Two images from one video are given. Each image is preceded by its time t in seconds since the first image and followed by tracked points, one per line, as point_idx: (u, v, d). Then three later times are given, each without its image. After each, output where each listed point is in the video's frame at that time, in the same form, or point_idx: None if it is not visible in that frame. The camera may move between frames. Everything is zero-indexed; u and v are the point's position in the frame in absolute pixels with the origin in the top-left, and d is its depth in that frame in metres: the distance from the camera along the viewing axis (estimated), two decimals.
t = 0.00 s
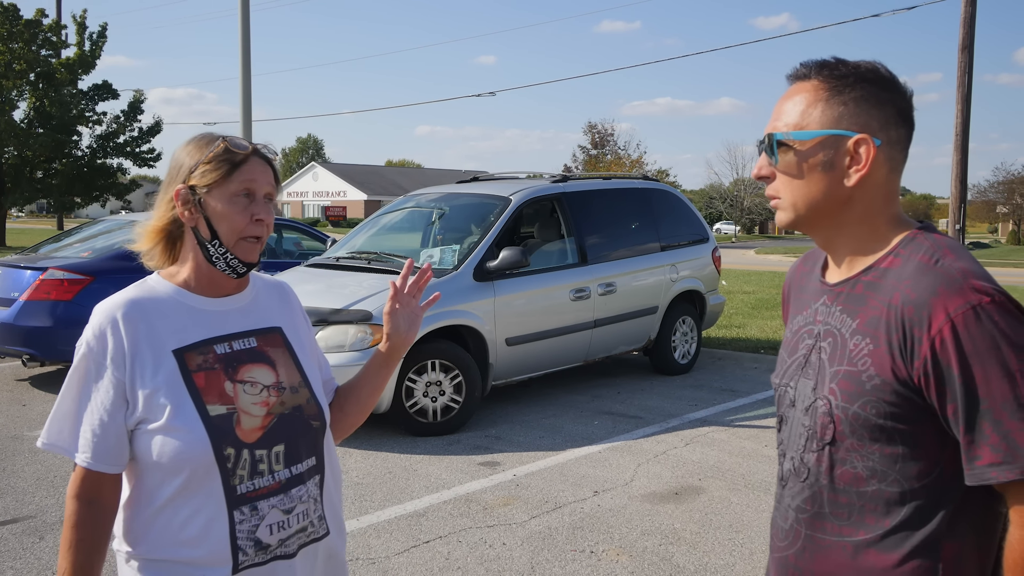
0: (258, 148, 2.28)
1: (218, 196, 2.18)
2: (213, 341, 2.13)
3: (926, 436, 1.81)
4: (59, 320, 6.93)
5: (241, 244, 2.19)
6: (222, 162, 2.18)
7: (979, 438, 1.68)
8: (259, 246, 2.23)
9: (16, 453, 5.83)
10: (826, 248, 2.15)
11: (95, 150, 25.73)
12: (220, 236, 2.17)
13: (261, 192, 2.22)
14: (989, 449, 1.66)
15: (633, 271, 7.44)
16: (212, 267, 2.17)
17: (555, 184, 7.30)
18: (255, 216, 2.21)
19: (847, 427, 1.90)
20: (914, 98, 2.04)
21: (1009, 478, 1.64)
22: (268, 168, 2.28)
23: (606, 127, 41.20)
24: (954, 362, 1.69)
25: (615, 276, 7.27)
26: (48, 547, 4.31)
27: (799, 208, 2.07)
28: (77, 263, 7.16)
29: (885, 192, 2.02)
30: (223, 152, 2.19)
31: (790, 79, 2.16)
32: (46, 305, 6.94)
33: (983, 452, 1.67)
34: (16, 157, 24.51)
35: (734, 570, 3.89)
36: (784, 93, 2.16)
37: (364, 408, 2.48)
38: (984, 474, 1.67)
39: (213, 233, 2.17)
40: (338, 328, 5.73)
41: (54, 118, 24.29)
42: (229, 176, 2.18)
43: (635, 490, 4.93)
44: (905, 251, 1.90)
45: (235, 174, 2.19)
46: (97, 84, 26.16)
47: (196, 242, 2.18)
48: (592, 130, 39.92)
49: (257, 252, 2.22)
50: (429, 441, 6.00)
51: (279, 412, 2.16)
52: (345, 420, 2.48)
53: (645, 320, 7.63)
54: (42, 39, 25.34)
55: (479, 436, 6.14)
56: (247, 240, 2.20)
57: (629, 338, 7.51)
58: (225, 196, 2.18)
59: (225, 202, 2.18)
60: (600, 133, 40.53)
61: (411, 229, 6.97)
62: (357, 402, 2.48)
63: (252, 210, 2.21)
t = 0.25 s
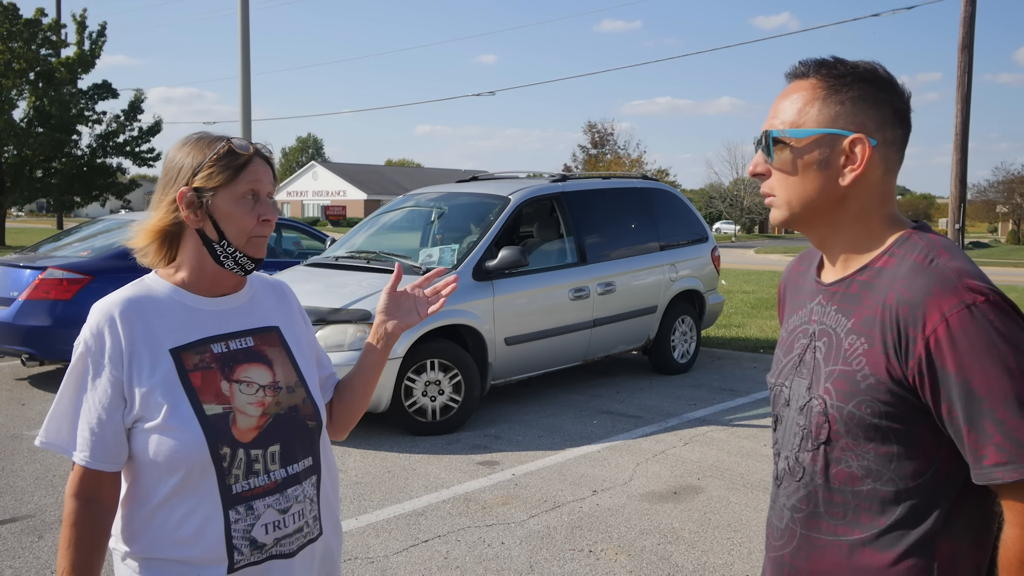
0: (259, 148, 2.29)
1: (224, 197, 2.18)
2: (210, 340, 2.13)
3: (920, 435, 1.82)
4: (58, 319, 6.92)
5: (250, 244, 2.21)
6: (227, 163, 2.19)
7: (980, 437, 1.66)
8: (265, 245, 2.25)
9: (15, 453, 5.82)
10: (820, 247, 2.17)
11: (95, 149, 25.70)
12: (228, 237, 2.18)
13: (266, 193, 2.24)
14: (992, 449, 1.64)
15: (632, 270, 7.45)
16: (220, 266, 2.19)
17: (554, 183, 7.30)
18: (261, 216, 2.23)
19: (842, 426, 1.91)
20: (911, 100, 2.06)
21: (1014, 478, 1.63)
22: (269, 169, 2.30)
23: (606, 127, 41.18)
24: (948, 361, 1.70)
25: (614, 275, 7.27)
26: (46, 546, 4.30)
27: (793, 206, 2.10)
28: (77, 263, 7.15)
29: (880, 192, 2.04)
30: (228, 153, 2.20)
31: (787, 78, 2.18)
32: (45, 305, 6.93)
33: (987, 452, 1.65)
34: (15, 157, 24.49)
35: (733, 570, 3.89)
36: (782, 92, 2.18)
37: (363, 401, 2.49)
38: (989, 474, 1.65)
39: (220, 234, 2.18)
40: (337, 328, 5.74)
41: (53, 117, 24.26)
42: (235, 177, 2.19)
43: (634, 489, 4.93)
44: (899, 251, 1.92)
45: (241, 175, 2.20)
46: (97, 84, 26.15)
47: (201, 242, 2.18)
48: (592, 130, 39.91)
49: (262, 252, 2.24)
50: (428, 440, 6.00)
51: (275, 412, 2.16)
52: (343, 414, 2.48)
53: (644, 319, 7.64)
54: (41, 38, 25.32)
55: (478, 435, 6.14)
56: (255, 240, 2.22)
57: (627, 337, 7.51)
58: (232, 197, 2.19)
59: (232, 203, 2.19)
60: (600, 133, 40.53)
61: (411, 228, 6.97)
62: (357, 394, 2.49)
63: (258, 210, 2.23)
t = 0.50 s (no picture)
0: (187, 130, 2.01)
1: (154, 195, 1.94)
2: (143, 348, 1.92)
3: (925, 448, 1.63)
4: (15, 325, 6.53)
5: (190, 245, 1.99)
6: (154, 155, 1.93)
7: (982, 453, 1.50)
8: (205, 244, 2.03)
9: None
10: (822, 241, 1.92)
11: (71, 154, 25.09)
12: (165, 241, 1.95)
13: (204, 186, 2.01)
14: (993, 466, 1.48)
15: (643, 267, 7.15)
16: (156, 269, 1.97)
17: (556, 171, 6.99)
18: (199, 212, 2.00)
19: (840, 438, 1.71)
20: (920, 75, 1.80)
21: (1017, 499, 1.46)
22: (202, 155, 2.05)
23: (591, 141, 41.05)
24: (954, 367, 1.52)
25: (622, 273, 6.96)
26: None
27: (791, 195, 1.83)
28: (24, 258, 6.74)
29: (887, 177, 1.79)
30: (156, 143, 1.93)
31: (781, 54, 1.92)
32: None
33: (988, 469, 1.49)
34: None
35: None
36: (774, 70, 1.91)
37: (328, 392, 2.32)
38: (990, 494, 1.49)
39: (155, 237, 1.94)
40: (312, 330, 5.38)
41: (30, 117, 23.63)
42: (166, 171, 1.94)
43: (641, 511, 4.61)
44: (905, 244, 1.70)
45: (172, 168, 1.95)
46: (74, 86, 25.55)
47: (132, 245, 1.95)
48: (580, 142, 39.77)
49: (202, 251, 2.02)
50: (415, 456, 5.65)
51: (218, 426, 1.97)
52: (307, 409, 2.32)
53: (656, 320, 7.34)
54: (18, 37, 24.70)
55: (469, 450, 5.79)
56: (194, 241, 2.00)
57: (637, 341, 7.21)
58: (165, 195, 1.95)
59: (166, 202, 1.95)
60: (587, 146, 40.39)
61: (399, 220, 6.67)
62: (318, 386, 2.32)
63: (195, 206, 2.00)
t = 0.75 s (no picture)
0: (189, 132, 2.01)
1: (155, 198, 1.94)
2: (144, 348, 1.92)
3: (924, 450, 1.63)
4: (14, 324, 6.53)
5: (189, 250, 1.98)
6: (156, 158, 1.92)
7: (980, 455, 1.50)
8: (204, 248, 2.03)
9: None
10: (821, 242, 1.92)
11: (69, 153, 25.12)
12: (164, 245, 1.95)
13: (204, 191, 2.00)
14: (993, 467, 1.48)
15: (644, 268, 7.15)
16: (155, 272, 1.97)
17: (557, 172, 7.00)
18: (199, 216, 2.00)
19: (839, 439, 1.71)
20: (918, 76, 1.80)
21: (1017, 500, 1.46)
22: (204, 159, 2.04)
23: (592, 141, 41.06)
24: (952, 369, 1.52)
25: (624, 274, 6.96)
26: None
27: (790, 196, 1.83)
28: (26, 259, 6.74)
29: (885, 178, 1.79)
30: (157, 146, 1.93)
31: (779, 55, 1.92)
32: None
33: (987, 470, 1.49)
34: None
35: None
36: (773, 71, 1.91)
37: (330, 386, 2.34)
38: (990, 496, 1.49)
39: (155, 240, 1.94)
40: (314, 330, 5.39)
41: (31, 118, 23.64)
42: (167, 175, 1.94)
43: (642, 511, 4.62)
44: (903, 245, 1.69)
45: (173, 172, 1.95)
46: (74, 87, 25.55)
47: (132, 248, 1.94)
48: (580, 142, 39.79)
49: (202, 255, 2.01)
50: (415, 456, 5.65)
51: (219, 427, 1.97)
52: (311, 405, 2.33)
53: (657, 321, 7.34)
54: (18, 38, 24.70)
55: (470, 450, 5.79)
56: (193, 245, 1.99)
57: (638, 341, 7.21)
58: (165, 199, 1.94)
59: (166, 206, 1.94)
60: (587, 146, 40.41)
61: (400, 220, 6.67)
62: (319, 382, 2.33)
63: (196, 210, 1.99)
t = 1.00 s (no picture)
0: (192, 137, 2.00)
1: (154, 202, 1.93)
2: (146, 346, 1.92)
3: (923, 450, 1.63)
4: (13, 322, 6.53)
5: (186, 254, 1.97)
6: (155, 162, 1.92)
7: (978, 454, 1.50)
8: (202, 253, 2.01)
9: None
10: (820, 242, 1.92)
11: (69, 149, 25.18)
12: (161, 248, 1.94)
13: (203, 196, 1.98)
14: (990, 467, 1.48)
15: (646, 268, 7.15)
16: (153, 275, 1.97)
17: (559, 172, 7.00)
18: (197, 221, 1.98)
19: (837, 439, 1.71)
20: (917, 76, 1.80)
21: (1013, 500, 1.46)
22: (207, 163, 2.03)
23: (593, 141, 41.06)
24: (950, 368, 1.52)
25: (625, 274, 6.96)
26: None
27: (788, 197, 1.83)
28: (28, 259, 6.75)
29: (884, 178, 1.79)
30: (158, 150, 1.92)
31: (778, 55, 1.92)
32: None
33: (984, 470, 1.49)
34: None
35: None
36: (771, 71, 1.91)
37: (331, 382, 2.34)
38: (986, 495, 1.49)
39: (152, 243, 1.94)
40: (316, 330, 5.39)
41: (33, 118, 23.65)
42: (166, 179, 1.93)
43: (643, 511, 4.62)
44: (902, 245, 1.69)
45: (172, 176, 1.94)
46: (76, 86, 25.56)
47: (130, 250, 1.94)
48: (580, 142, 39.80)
49: (200, 260, 2.00)
50: (417, 456, 5.65)
51: (221, 425, 1.97)
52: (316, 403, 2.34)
53: (659, 321, 7.34)
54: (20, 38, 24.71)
55: (472, 450, 5.79)
56: (190, 249, 1.98)
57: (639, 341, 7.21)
58: (163, 203, 1.93)
59: (163, 210, 1.94)
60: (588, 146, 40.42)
61: (402, 220, 6.67)
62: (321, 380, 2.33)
63: (194, 215, 1.98)
